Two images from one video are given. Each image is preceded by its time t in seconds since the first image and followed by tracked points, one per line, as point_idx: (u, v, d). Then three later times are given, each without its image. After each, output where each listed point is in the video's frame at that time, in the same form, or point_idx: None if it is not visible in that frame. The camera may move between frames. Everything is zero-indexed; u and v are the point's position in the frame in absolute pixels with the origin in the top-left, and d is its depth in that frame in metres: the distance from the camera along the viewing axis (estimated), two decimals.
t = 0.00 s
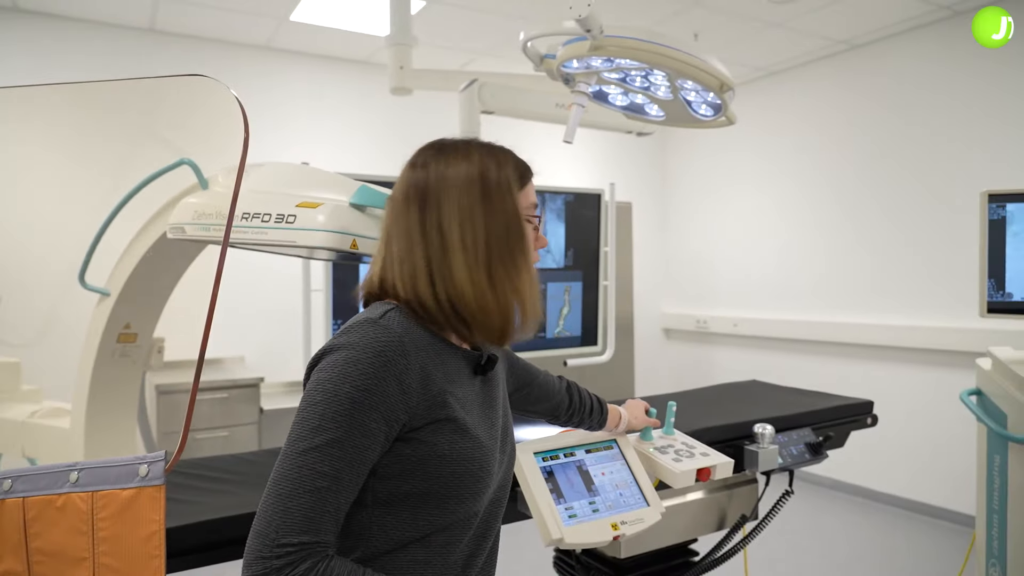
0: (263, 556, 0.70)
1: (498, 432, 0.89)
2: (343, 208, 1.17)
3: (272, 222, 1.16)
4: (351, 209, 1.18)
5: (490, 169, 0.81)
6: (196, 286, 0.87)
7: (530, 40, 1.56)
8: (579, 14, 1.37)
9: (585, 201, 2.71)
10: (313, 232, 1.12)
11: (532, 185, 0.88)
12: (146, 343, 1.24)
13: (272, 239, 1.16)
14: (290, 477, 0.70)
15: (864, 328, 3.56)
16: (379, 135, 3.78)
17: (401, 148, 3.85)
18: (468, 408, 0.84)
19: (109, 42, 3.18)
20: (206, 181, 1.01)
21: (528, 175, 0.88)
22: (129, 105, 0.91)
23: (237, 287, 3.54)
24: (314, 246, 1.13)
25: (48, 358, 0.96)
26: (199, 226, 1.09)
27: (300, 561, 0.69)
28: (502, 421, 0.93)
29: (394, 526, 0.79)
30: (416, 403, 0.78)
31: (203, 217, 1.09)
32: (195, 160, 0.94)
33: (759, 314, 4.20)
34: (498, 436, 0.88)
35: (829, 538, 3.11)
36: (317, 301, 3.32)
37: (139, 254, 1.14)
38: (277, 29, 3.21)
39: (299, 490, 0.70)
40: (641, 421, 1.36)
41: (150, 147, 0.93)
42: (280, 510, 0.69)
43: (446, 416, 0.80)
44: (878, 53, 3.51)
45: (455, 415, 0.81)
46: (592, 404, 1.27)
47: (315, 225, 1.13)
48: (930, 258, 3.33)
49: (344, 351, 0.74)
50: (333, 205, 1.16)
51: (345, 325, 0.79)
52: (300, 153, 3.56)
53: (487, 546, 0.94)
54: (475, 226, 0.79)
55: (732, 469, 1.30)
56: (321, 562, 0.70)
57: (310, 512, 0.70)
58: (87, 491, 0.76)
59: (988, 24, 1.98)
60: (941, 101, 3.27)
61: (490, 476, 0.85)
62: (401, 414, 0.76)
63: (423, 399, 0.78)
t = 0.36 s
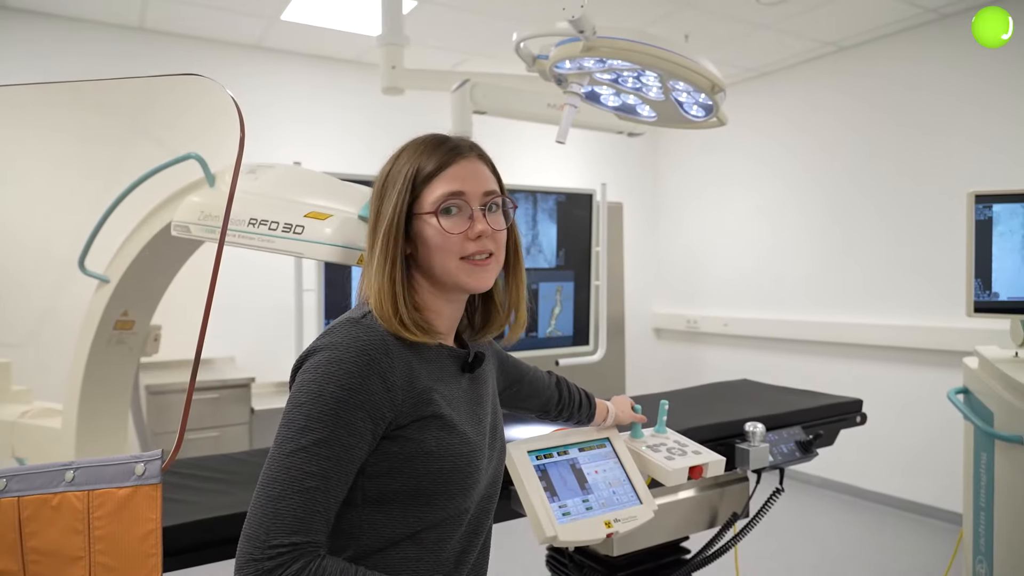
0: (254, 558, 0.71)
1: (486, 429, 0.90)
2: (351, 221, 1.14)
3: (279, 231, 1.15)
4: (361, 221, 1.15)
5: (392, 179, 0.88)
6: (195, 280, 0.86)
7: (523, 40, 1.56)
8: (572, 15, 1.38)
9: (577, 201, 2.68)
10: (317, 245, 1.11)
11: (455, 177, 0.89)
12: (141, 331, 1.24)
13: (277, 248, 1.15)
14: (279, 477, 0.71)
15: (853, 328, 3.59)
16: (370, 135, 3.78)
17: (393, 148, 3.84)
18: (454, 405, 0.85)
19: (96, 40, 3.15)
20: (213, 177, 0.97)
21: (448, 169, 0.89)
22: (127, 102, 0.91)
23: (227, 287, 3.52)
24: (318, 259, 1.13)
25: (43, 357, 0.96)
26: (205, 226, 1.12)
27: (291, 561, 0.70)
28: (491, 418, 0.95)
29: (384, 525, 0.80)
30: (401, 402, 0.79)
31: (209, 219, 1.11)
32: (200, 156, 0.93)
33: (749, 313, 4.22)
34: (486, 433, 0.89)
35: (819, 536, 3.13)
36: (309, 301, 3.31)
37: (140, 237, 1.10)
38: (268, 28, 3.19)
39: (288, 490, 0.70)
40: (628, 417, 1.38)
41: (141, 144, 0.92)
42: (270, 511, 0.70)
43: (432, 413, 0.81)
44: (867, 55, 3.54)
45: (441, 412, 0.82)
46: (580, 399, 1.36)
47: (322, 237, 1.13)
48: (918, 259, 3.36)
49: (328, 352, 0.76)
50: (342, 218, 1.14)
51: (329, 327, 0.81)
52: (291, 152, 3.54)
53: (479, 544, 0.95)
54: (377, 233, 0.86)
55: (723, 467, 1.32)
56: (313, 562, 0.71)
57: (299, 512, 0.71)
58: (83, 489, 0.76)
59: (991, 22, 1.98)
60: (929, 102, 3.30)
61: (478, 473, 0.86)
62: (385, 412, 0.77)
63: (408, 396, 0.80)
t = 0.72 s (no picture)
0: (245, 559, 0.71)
1: (490, 432, 0.90)
2: (355, 226, 1.14)
3: (282, 236, 1.15)
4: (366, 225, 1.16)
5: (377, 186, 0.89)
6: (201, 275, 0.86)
7: (524, 42, 1.57)
8: (573, 17, 1.38)
9: (577, 201, 2.70)
10: (321, 252, 1.11)
11: (437, 179, 0.88)
12: (142, 327, 1.26)
13: (282, 253, 1.15)
14: (272, 477, 0.71)
15: (851, 328, 3.60)
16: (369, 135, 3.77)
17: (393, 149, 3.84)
18: (456, 407, 0.85)
19: (94, 40, 3.15)
20: (214, 177, 0.97)
21: (431, 171, 0.89)
22: (129, 103, 0.91)
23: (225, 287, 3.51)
24: (321, 266, 1.12)
25: (45, 357, 0.95)
26: (208, 229, 1.13)
27: (282, 561, 0.70)
28: (496, 422, 0.95)
29: (381, 526, 0.81)
30: (398, 403, 0.79)
31: (213, 221, 1.12)
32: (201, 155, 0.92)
33: (747, 313, 4.23)
34: (489, 437, 0.89)
35: (817, 536, 3.14)
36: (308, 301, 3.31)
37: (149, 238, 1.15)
38: (267, 28, 3.19)
39: (281, 490, 0.71)
40: (628, 414, 1.42)
41: (146, 144, 0.93)
42: (262, 510, 0.71)
43: (432, 415, 0.81)
44: (865, 55, 3.55)
45: (440, 414, 0.82)
46: (585, 397, 1.37)
47: (325, 243, 1.13)
48: (916, 259, 3.37)
49: (325, 351, 0.76)
50: (346, 223, 1.14)
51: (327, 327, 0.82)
52: (290, 153, 3.54)
53: (481, 547, 0.95)
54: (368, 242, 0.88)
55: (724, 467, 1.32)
56: (304, 562, 0.72)
57: (292, 512, 0.71)
58: (88, 489, 0.76)
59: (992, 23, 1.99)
60: (927, 103, 3.31)
61: (480, 477, 0.86)
62: (382, 413, 0.77)
63: (405, 398, 0.80)
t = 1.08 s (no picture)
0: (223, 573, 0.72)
1: (486, 443, 0.90)
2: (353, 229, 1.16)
3: (280, 239, 1.15)
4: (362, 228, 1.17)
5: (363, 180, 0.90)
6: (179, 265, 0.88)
7: (527, 42, 1.57)
8: (576, 17, 1.39)
9: (580, 201, 2.70)
10: (321, 254, 1.12)
11: (421, 165, 0.89)
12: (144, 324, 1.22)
13: (279, 256, 1.15)
14: (250, 491, 0.73)
15: (853, 328, 3.59)
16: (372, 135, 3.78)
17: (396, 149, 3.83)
18: (449, 418, 0.86)
19: (97, 41, 3.15)
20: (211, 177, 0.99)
21: (415, 157, 0.90)
22: (130, 104, 0.91)
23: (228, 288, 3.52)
24: (321, 269, 1.14)
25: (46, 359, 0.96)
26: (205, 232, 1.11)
27: None
28: (497, 432, 0.95)
29: (369, 538, 0.81)
30: (387, 414, 0.80)
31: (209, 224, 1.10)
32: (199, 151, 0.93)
33: (750, 313, 4.22)
34: (485, 448, 0.89)
35: (820, 536, 3.13)
36: (311, 301, 3.31)
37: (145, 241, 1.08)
38: (270, 29, 3.20)
39: (259, 504, 0.72)
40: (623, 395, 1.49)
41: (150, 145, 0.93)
42: (238, 525, 0.72)
43: (422, 425, 0.82)
44: (868, 55, 3.55)
45: (431, 425, 0.83)
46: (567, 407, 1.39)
47: (324, 246, 1.14)
48: (918, 259, 3.37)
49: (310, 358, 0.77)
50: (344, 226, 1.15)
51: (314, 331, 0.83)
52: (292, 154, 3.55)
53: (478, 561, 0.95)
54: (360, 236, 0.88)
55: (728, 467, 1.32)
56: None
57: (269, 528, 0.72)
58: (94, 489, 0.76)
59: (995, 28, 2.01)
60: (929, 102, 3.31)
61: (473, 489, 0.86)
62: (369, 423, 0.78)
63: (394, 408, 0.81)
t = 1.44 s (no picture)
0: None
1: (430, 470, 0.84)
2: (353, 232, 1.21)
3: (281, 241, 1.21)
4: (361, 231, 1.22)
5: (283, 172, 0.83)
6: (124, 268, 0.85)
7: (534, 43, 1.57)
8: (584, 18, 1.39)
9: (586, 201, 2.70)
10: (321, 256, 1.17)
11: (348, 153, 0.82)
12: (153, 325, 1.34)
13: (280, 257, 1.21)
14: (134, 543, 0.62)
15: (860, 328, 3.58)
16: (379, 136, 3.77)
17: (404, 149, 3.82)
18: (380, 447, 0.78)
19: (103, 41, 3.16)
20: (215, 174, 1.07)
21: (343, 145, 0.83)
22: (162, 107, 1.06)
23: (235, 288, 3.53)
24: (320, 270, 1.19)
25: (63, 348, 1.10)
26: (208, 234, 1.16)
27: None
28: (450, 453, 0.88)
29: None
30: (307, 445, 0.73)
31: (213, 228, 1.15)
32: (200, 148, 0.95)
33: (756, 313, 4.21)
34: (426, 477, 0.82)
35: (826, 537, 3.13)
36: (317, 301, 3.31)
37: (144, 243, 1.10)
38: (276, 29, 3.20)
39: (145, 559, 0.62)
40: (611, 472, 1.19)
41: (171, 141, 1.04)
42: None
43: (347, 456, 0.75)
44: (873, 55, 3.54)
45: (359, 456, 0.76)
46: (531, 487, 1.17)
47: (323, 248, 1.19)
48: (925, 259, 3.36)
49: (208, 383, 0.68)
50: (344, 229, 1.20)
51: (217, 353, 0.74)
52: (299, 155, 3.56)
53: None
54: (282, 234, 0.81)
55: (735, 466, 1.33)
56: None
57: None
58: (105, 488, 0.92)
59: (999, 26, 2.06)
60: (936, 102, 3.30)
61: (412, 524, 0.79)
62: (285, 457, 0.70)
63: (313, 438, 0.73)
